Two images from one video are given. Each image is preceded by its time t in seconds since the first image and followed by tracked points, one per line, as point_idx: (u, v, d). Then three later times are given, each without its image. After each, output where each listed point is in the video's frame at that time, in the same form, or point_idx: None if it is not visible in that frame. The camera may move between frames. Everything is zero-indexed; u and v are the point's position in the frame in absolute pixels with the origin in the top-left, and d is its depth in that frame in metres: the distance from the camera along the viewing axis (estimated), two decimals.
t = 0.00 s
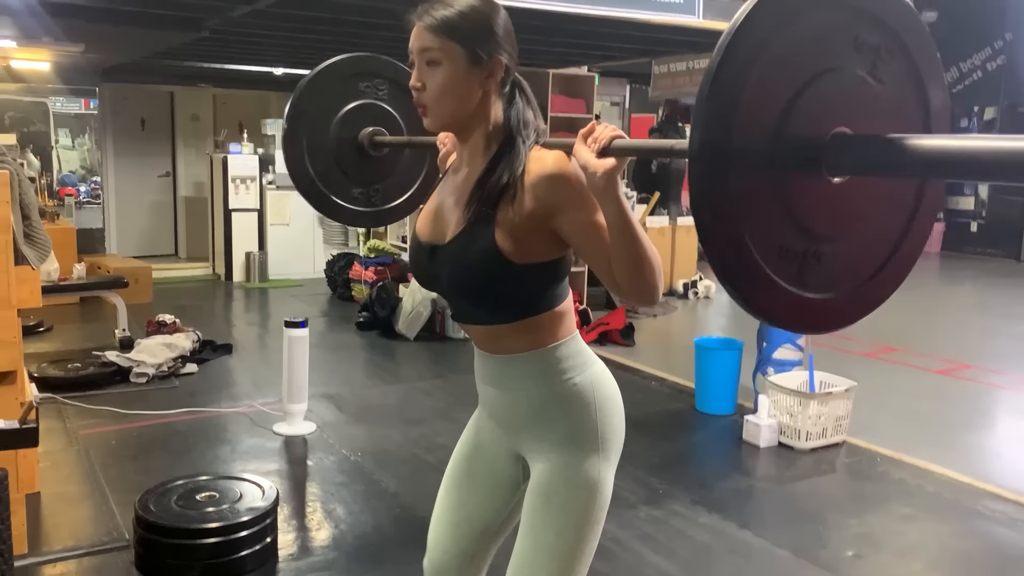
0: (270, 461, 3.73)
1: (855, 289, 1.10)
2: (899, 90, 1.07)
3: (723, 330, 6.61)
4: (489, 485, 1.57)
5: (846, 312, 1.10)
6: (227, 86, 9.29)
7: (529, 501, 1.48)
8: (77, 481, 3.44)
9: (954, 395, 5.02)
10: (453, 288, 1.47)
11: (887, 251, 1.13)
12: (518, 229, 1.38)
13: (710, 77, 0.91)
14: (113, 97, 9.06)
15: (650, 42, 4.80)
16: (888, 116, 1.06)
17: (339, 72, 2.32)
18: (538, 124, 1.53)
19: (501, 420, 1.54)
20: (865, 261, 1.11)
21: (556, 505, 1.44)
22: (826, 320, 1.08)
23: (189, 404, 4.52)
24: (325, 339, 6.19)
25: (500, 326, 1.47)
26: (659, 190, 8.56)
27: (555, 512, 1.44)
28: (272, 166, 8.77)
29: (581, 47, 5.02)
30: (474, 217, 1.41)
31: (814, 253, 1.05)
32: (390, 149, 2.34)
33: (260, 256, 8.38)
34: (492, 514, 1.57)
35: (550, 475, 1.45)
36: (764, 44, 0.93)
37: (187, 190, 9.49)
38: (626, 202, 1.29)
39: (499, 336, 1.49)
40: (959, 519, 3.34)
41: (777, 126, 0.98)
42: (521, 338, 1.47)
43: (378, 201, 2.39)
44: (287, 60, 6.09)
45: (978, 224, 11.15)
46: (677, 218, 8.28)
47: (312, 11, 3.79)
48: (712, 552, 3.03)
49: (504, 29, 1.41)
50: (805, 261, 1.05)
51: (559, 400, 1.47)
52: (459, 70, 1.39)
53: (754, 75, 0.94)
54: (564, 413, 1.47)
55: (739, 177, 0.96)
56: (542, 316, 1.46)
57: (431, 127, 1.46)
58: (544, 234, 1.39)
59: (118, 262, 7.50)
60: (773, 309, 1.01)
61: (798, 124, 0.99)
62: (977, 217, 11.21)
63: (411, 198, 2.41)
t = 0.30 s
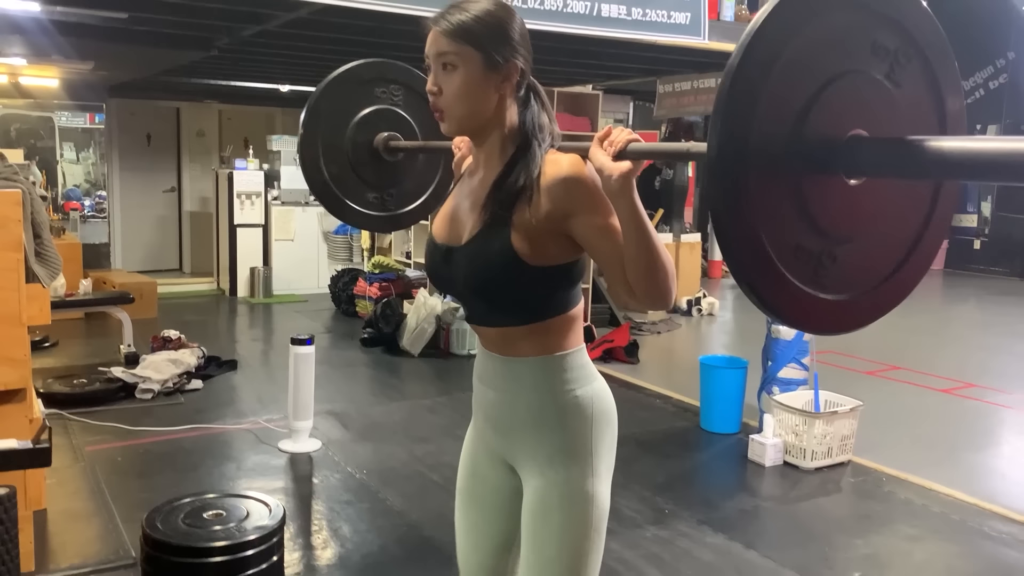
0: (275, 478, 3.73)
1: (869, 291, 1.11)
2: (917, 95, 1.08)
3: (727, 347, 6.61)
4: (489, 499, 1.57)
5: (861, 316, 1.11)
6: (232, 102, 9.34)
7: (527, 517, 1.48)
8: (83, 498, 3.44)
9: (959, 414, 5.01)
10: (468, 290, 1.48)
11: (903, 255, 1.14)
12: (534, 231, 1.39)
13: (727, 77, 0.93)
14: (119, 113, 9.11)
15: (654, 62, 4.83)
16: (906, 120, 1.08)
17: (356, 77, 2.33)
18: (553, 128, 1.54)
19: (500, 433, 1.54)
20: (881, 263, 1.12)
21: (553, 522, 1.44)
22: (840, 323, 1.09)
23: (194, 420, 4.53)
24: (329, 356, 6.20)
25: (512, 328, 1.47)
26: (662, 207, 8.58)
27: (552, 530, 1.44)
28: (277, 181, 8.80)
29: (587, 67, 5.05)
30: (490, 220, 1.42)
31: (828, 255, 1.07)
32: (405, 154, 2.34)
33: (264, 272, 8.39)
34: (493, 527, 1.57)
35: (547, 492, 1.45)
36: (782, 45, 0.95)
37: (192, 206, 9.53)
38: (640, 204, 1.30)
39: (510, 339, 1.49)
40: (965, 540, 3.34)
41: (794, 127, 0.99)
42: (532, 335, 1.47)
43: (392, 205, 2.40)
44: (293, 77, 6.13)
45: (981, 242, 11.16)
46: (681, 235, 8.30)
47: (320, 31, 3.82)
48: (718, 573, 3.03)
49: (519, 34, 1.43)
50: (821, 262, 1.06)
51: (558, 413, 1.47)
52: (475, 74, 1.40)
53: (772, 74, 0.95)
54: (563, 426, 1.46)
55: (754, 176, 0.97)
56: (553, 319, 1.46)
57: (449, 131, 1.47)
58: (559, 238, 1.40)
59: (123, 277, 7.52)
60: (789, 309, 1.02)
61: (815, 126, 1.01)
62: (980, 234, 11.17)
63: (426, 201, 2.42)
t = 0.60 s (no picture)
0: (280, 490, 3.73)
1: (884, 313, 1.12)
2: (932, 119, 1.09)
3: (730, 359, 6.61)
4: (497, 517, 1.58)
5: (876, 340, 1.11)
6: (236, 112, 9.37)
7: (534, 536, 1.49)
8: (88, 509, 3.44)
9: (963, 427, 5.01)
10: (481, 307, 1.49)
11: (916, 278, 1.14)
12: (547, 248, 1.39)
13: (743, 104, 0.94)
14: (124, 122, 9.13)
15: (658, 75, 4.85)
16: (920, 144, 1.08)
17: (369, 92, 2.34)
18: (566, 145, 1.55)
19: (507, 452, 1.54)
20: (895, 285, 1.12)
21: (558, 543, 1.44)
22: (855, 346, 1.09)
23: (198, 431, 4.53)
24: (332, 366, 6.20)
25: (525, 344, 1.48)
26: (664, 217, 8.61)
27: (560, 549, 1.44)
28: (280, 191, 8.82)
29: (591, 79, 5.07)
30: (504, 237, 1.43)
31: (843, 278, 1.07)
32: (417, 169, 2.36)
33: (267, 281, 8.39)
34: (501, 545, 1.57)
35: (554, 512, 1.46)
36: (797, 70, 0.95)
37: (196, 215, 9.55)
38: (653, 222, 1.30)
39: (522, 355, 1.49)
40: (970, 554, 3.33)
41: (808, 151, 1.00)
42: (542, 352, 1.47)
43: (403, 219, 2.42)
44: (298, 88, 6.15)
45: (982, 253, 11.17)
46: (683, 246, 8.32)
47: (327, 44, 3.84)
48: None
49: (534, 51, 1.44)
50: (835, 284, 1.07)
51: (566, 433, 1.47)
52: (490, 90, 1.41)
53: (787, 98, 0.96)
54: (570, 446, 1.47)
55: (772, 198, 0.98)
56: (563, 336, 1.47)
57: (463, 147, 1.48)
58: (572, 255, 1.41)
59: (126, 287, 7.52)
60: (804, 331, 1.03)
61: (830, 150, 1.01)
62: (981, 246, 11.19)
63: (436, 215, 2.45)
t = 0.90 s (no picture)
0: (282, 497, 3.73)
1: (890, 324, 1.12)
2: (938, 132, 1.10)
3: (730, 366, 6.62)
4: (505, 525, 1.58)
5: (883, 351, 1.12)
6: (237, 118, 9.37)
7: (542, 546, 1.49)
8: (91, 515, 3.44)
9: (964, 435, 5.01)
10: (489, 317, 1.49)
11: (923, 288, 1.15)
12: (556, 258, 1.40)
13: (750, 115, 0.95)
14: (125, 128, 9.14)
15: (660, 83, 4.87)
16: (926, 157, 1.09)
17: (378, 103, 2.36)
18: (574, 156, 1.56)
19: (516, 461, 1.54)
20: (902, 296, 1.13)
21: (566, 552, 1.45)
22: (861, 357, 1.10)
23: (200, 437, 4.53)
24: (333, 372, 6.20)
25: (533, 353, 1.48)
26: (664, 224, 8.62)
27: (567, 558, 1.45)
28: (281, 197, 8.82)
29: (593, 87, 5.08)
30: (513, 247, 1.44)
31: (849, 288, 1.08)
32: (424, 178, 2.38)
33: (268, 287, 8.39)
34: (509, 555, 1.58)
35: (561, 521, 1.46)
36: (804, 82, 0.96)
37: (197, 221, 9.56)
38: (661, 233, 1.31)
39: (530, 364, 1.50)
40: (972, 563, 3.33)
41: (814, 163, 1.01)
42: (549, 362, 1.48)
43: (411, 229, 2.43)
44: (301, 95, 6.16)
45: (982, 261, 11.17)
46: (684, 253, 8.33)
47: (332, 52, 3.86)
48: None
49: (545, 62, 1.45)
50: (842, 294, 1.07)
51: (573, 443, 1.47)
52: (501, 99, 1.43)
53: (795, 109, 0.97)
54: (578, 455, 1.47)
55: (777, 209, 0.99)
56: (571, 346, 1.48)
57: (472, 156, 1.49)
58: (580, 265, 1.42)
59: (128, 292, 7.53)
60: (810, 340, 1.03)
61: (835, 161, 1.02)
62: (981, 253, 11.20)
63: (444, 225, 2.46)
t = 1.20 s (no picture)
0: (280, 501, 3.74)
1: (886, 325, 1.13)
2: (934, 137, 1.11)
3: (727, 370, 6.63)
4: (508, 527, 1.60)
5: (880, 355, 1.13)
6: (235, 122, 9.38)
7: (545, 549, 1.51)
8: (90, 519, 3.45)
9: (961, 439, 5.03)
10: (492, 323, 1.50)
11: (920, 292, 1.16)
12: (557, 264, 1.41)
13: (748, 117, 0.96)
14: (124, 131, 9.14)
15: (658, 88, 4.89)
16: (923, 160, 1.10)
17: (381, 111, 2.38)
18: (575, 162, 1.57)
19: (519, 465, 1.55)
20: (899, 300, 1.14)
21: (569, 556, 1.46)
22: (858, 360, 1.11)
23: (198, 441, 4.54)
24: (331, 376, 6.20)
25: (536, 359, 1.49)
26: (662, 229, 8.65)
27: (570, 562, 1.46)
28: (279, 201, 8.82)
29: (591, 92, 5.10)
30: (515, 253, 1.45)
31: (847, 290, 1.09)
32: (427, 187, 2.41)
33: (266, 291, 8.39)
34: (512, 556, 1.59)
35: (564, 526, 1.48)
36: (803, 85, 0.97)
37: (195, 224, 9.57)
38: (661, 238, 1.32)
39: (532, 371, 1.51)
40: (969, 567, 3.34)
41: (814, 164, 1.02)
42: (551, 368, 1.49)
43: (413, 237, 2.46)
44: (300, 99, 6.17)
45: (978, 265, 11.19)
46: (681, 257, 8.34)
47: (332, 57, 3.87)
48: None
49: (544, 69, 1.46)
50: (839, 297, 1.08)
51: (577, 448, 1.48)
52: (502, 107, 1.44)
53: (795, 112, 0.98)
54: (581, 460, 1.48)
55: (776, 210, 1.00)
56: (573, 351, 1.49)
57: (474, 163, 1.50)
58: (581, 270, 1.43)
59: (126, 296, 7.53)
60: (807, 341, 1.04)
61: (834, 164, 1.03)
62: (977, 257, 11.23)
63: (445, 233, 2.49)
